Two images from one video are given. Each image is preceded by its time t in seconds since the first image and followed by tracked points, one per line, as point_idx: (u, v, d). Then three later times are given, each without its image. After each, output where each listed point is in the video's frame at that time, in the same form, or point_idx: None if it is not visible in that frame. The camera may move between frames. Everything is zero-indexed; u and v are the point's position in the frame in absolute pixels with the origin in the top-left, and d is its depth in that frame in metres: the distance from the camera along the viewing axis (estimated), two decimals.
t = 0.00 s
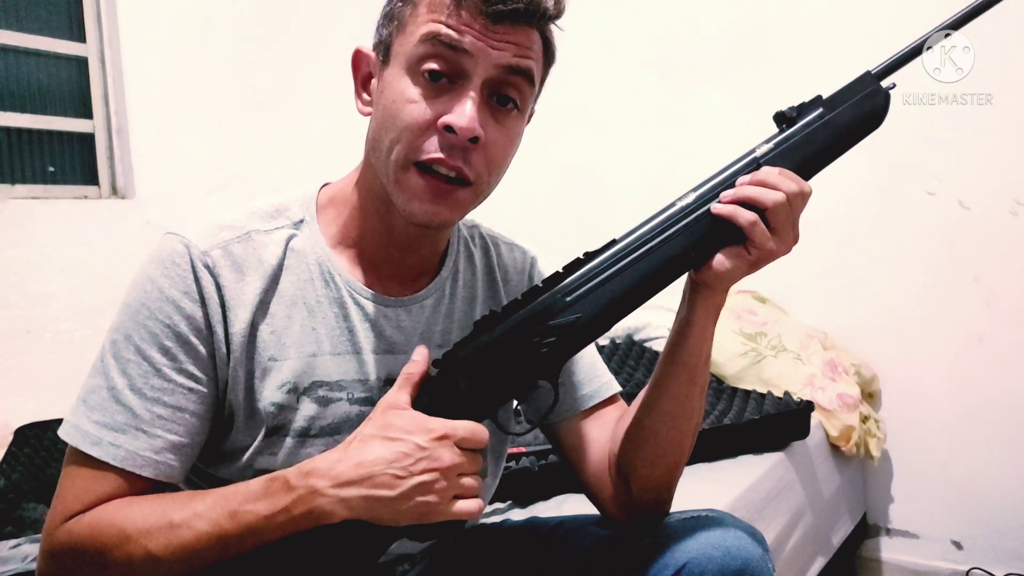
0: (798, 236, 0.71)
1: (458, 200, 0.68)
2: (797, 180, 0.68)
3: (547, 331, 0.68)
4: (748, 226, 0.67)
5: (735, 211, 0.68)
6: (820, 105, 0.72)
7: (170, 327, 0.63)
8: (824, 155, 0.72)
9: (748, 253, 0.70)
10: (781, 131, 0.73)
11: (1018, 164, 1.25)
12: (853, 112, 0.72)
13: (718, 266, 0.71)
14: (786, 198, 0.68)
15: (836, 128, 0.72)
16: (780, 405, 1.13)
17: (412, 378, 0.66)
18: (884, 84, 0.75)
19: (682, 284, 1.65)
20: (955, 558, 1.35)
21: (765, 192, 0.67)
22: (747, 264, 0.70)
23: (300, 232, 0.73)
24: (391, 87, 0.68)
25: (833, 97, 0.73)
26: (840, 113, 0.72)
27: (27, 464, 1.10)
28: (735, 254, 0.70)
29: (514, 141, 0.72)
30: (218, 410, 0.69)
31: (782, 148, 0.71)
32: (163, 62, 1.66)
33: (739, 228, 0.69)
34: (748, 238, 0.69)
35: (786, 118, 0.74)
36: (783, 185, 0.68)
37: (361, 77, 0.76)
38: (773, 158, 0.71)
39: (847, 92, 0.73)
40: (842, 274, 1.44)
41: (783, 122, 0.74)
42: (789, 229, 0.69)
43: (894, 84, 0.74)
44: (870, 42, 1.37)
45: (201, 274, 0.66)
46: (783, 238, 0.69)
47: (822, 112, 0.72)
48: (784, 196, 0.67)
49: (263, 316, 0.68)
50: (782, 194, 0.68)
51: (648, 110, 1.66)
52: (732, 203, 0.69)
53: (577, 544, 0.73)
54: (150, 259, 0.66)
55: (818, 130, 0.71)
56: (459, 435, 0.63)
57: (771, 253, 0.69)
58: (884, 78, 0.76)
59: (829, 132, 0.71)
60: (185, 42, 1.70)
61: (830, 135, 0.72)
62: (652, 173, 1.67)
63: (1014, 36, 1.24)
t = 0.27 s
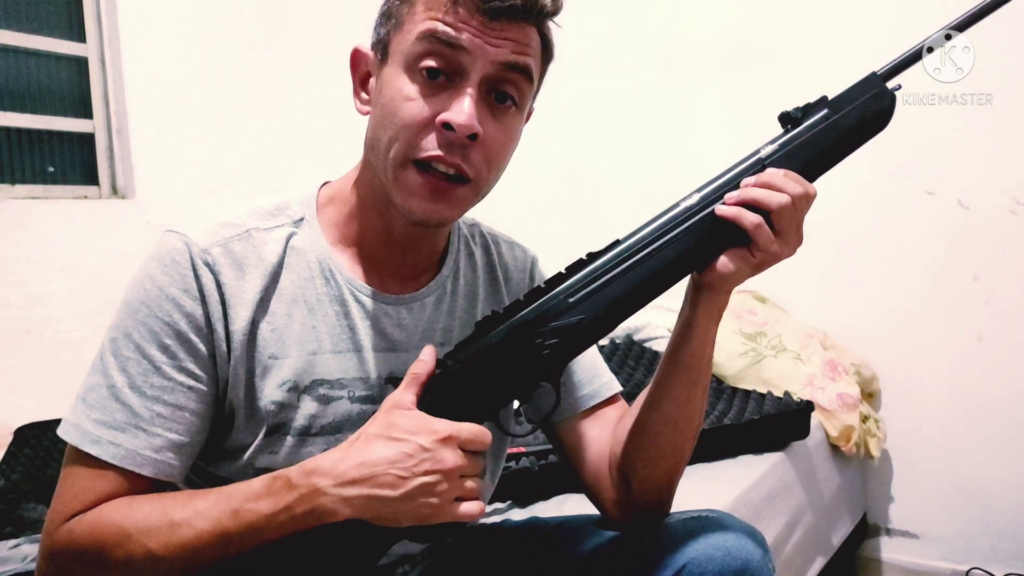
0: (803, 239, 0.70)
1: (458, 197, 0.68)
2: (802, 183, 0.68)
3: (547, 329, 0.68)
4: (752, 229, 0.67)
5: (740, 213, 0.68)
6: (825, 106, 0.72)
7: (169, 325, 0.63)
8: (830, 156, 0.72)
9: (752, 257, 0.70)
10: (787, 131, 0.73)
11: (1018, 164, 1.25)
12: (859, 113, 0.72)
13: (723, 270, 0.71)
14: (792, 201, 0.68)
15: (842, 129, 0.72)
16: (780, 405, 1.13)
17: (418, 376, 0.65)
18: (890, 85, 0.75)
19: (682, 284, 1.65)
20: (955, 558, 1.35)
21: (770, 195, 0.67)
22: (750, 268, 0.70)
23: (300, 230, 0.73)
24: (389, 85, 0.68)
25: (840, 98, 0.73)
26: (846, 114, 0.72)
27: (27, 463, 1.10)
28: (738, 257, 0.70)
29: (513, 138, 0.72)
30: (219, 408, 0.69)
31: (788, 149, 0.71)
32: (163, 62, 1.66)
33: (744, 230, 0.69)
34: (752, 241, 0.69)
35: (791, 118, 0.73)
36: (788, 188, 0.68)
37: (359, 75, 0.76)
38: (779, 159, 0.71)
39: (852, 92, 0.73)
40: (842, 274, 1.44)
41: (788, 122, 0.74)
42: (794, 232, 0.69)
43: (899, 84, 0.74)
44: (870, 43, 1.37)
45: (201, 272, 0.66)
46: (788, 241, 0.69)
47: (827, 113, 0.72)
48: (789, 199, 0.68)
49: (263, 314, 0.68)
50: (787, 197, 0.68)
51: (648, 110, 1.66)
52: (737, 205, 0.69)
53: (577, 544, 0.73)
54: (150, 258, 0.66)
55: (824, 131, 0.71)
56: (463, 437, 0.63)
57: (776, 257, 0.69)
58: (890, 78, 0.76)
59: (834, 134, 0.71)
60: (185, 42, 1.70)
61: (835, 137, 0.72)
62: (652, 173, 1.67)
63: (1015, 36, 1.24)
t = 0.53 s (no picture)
0: (802, 237, 0.70)
1: (456, 198, 0.68)
2: (802, 182, 0.68)
3: (547, 330, 0.68)
4: (751, 228, 0.67)
5: (739, 213, 0.68)
6: (825, 106, 0.72)
7: (168, 329, 0.63)
8: (830, 156, 0.72)
9: (752, 256, 0.70)
10: (787, 131, 0.73)
11: (1018, 164, 1.25)
12: (860, 112, 0.72)
13: (722, 270, 0.71)
14: (791, 200, 0.68)
15: (843, 129, 0.72)
16: (780, 405, 1.13)
17: (416, 378, 0.66)
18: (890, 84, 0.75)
19: (682, 284, 1.65)
20: (955, 558, 1.35)
21: (770, 194, 0.67)
22: (750, 268, 0.70)
23: (299, 233, 0.73)
24: (388, 86, 0.68)
25: (840, 97, 0.73)
26: (847, 113, 0.72)
27: (27, 464, 1.10)
28: (738, 257, 0.70)
29: (512, 138, 0.72)
30: (218, 411, 0.69)
31: (787, 149, 0.71)
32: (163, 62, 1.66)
33: (743, 230, 0.69)
34: (751, 240, 0.69)
35: (792, 118, 0.74)
36: (787, 187, 0.68)
37: (359, 76, 0.76)
38: (778, 159, 0.71)
39: (852, 92, 0.73)
40: (842, 274, 1.44)
41: (788, 123, 0.74)
42: (793, 230, 0.69)
43: (900, 84, 0.74)
44: (870, 43, 1.37)
45: (200, 275, 0.66)
46: (788, 240, 0.69)
47: (827, 112, 0.72)
48: (788, 198, 0.68)
49: (262, 317, 0.68)
50: (786, 196, 0.68)
51: (648, 110, 1.66)
52: (736, 205, 0.69)
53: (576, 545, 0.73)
54: (148, 261, 0.66)
55: (825, 130, 0.71)
56: (461, 437, 0.63)
57: (775, 256, 0.69)
58: (891, 78, 0.76)
59: (834, 133, 0.71)
60: (185, 42, 1.70)
61: (836, 136, 0.71)
62: (652, 173, 1.67)
63: (1015, 36, 1.24)
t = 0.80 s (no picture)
0: (800, 237, 0.71)
1: (455, 214, 0.69)
2: (799, 182, 0.68)
3: (547, 332, 0.68)
4: (748, 228, 0.67)
5: (736, 213, 0.68)
6: (822, 106, 0.72)
7: (168, 326, 0.63)
8: (828, 155, 0.72)
9: (750, 255, 0.70)
10: (784, 131, 0.73)
11: (1018, 164, 1.25)
12: (857, 112, 0.72)
13: (721, 268, 0.71)
14: (788, 199, 0.68)
15: (840, 128, 0.72)
16: (780, 405, 1.13)
17: (415, 376, 0.66)
18: (888, 84, 0.75)
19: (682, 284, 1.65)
20: (955, 559, 1.34)
21: (766, 194, 0.67)
22: (748, 267, 0.71)
23: (299, 232, 0.73)
24: (389, 101, 0.68)
25: (837, 97, 0.73)
26: (843, 113, 0.72)
27: (27, 463, 1.10)
28: (736, 255, 0.70)
29: (511, 153, 0.72)
30: (218, 409, 0.69)
31: (784, 149, 0.71)
32: (163, 62, 1.66)
33: (740, 229, 0.69)
34: (749, 239, 0.70)
35: (788, 119, 0.74)
36: (784, 186, 0.68)
37: (360, 78, 0.76)
38: (776, 159, 0.71)
39: (849, 91, 0.73)
40: (842, 274, 1.44)
41: (785, 123, 0.74)
42: (791, 229, 0.69)
43: (896, 84, 0.74)
44: (870, 42, 1.37)
45: (200, 273, 0.66)
46: (786, 240, 0.70)
47: (824, 112, 0.72)
48: (785, 197, 0.68)
49: (262, 315, 0.68)
50: (783, 195, 0.68)
51: (648, 110, 1.66)
52: (733, 204, 0.69)
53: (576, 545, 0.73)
54: (149, 259, 0.66)
55: (822, 130, 0.71)
56: (460, 435, 0.63)
57: (773, 255, 0.69)
58: (888, 78, 0.76)
59: (832, 133, 0.71)
60: (185, 42, 1.70)
61: (833, 135, 0.71)
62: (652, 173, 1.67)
63: (1014, 36, 1.24)
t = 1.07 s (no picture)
0: (799, 235, 0.71)
1: (467, 207, 0.69)
2: (798, 180, 0.68)
3: (547, 331, 0.68)
4: (748, 226, 0.67)
5: (735, 211, 0.68)
6: (821, 105, 0.73)
7: (170, 327, 0.63)
8: (827, 154, 0.72)
9: (750, 254, 0.70)
10: (783, 131, 0.73)
11: (1017, 164, 1.25)
12: (856, 111, 0.72)
13: (721, 267, 0.71)
14: (787, 198, 0.68)
15: (839, 128, 0.72)
16: (780, 405, 1.13)
17: (415, 374, 0.66)
18: (888, 84, 0.75)
19: (682, 284, 1.65)
20: (955, 559, 1.35)
21: (765, 192, 0.67)
22: (748, 265, 0.70)
23: (300, 232, 0.73)
24: (396, 96, 0.68)
25: (836, 97, 0.73)
26: (842, 112, 0.72)
27: (27, 463, 1.10)
28: (736, 254, 0.70)
29: (519, 146, 0.72)
30: (219, 409, 0.69)
31: (783, 148, 0.71)
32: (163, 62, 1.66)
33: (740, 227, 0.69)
34: (748, 238, 0.69)
35: (787, 119, 0.74)
36: (784, 185, 0.68)
37: (361, 78, 0.75)
38: (774, 158, 0.71)
39: (848, 91, 0.73)
40: (842, 274, 1.44)
41: (784, 123, 0.74)
42: (790, 228, 0.69)
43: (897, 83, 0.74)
44: (870, 43, 1.37)
45: (201, 273, 0.66)
46: (785, 239, 0.70)
47: (823, 112, 0.72)
48: (784, 196, 0.68)
49: (263, 315, 0.68)
50: (783, 194, 0.68)
51: (648, 110, 1.66)
52: (732, 203, 0.69)
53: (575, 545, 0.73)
54: (150, 260, 0.66)
55: (821, 129, 0.72)
56: (460, 433, 0.63)
57: (772, 253, 0.69)
58: (888, 77, 0.76)
59: (831, 132, 0.71)
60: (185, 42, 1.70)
61: (833, 135, 0.71)
62: (652, 173, 1.67)
63: (1014, 36, 1.24)
